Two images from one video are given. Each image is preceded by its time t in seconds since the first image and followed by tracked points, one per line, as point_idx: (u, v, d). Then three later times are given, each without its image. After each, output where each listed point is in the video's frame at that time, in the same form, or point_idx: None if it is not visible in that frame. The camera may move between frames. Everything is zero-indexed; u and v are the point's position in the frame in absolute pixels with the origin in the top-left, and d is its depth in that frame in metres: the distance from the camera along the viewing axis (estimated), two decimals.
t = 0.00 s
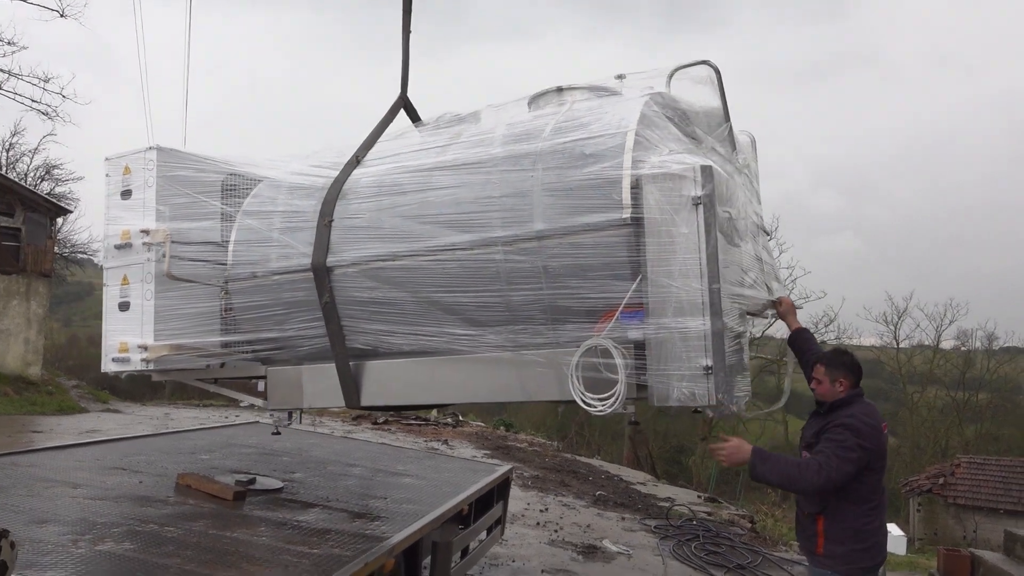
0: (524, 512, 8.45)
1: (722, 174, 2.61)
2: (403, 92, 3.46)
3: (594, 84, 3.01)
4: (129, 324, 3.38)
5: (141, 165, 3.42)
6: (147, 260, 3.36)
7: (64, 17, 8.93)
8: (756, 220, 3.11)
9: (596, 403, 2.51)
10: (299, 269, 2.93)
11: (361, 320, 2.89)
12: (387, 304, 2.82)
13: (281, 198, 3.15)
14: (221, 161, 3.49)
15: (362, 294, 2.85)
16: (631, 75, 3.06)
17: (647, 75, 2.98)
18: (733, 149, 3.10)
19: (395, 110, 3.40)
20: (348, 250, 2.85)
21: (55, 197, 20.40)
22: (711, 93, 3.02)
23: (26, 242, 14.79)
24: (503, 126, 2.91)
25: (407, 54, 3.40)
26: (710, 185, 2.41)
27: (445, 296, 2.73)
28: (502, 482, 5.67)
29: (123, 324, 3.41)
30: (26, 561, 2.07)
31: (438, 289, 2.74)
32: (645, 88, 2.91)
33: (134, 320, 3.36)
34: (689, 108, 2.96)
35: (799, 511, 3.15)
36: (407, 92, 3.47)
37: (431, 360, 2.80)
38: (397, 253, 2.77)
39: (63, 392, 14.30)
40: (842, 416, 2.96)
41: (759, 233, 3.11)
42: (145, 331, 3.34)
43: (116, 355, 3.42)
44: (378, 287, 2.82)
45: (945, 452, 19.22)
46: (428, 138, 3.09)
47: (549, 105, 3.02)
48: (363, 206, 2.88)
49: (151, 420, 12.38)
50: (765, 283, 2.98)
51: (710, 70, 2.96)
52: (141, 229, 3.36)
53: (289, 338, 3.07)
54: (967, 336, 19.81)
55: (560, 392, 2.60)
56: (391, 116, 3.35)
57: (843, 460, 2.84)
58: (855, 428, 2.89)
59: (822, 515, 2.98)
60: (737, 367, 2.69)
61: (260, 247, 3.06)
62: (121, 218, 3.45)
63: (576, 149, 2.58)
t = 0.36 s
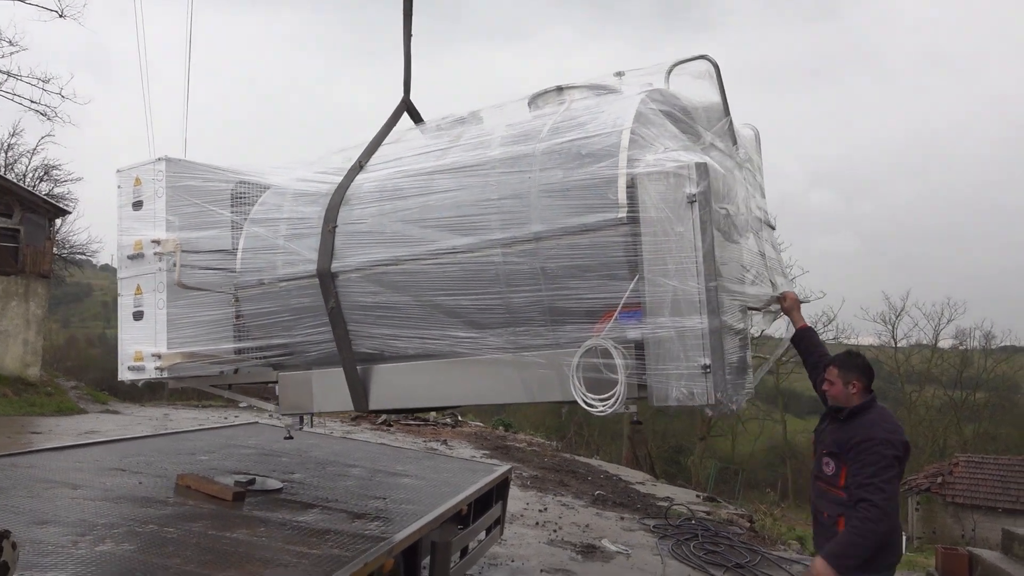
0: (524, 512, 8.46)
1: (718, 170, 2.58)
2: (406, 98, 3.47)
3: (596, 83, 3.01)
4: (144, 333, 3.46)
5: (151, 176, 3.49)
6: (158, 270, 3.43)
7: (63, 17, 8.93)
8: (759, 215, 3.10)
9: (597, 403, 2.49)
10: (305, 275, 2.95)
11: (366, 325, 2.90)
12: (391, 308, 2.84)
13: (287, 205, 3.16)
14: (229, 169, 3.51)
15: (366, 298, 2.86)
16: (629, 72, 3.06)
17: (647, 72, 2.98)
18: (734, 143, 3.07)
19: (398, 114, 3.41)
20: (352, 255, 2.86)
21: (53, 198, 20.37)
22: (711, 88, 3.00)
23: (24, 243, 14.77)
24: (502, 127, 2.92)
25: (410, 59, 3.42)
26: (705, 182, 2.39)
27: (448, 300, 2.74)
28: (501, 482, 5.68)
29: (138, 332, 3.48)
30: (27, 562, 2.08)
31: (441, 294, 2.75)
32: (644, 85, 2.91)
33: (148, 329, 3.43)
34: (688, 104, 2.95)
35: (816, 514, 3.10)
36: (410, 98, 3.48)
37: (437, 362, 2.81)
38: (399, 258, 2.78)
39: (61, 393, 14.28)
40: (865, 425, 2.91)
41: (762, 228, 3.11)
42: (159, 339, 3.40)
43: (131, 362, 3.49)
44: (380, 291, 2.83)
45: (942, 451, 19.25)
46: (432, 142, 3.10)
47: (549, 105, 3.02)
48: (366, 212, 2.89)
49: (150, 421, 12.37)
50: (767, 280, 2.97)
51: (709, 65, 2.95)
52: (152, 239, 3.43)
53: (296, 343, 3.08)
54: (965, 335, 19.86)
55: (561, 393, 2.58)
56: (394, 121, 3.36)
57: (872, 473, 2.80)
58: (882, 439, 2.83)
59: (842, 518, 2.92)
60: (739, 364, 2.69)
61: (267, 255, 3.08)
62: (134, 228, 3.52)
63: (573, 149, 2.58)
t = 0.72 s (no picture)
0: (518, 513, 8.47)
1: (706, 169, 2.58)
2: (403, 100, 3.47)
3: (590, 83, 3.02)
4: (147, 335, 3.46)
5: (153, 180, 3.50)
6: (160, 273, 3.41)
7: (56, 16, 8.92)
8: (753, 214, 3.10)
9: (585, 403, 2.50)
10: (300, 277, 2.96)
11: (360, 326, 2.91)
12: (385, 310, 2.85)
13: (284, 207, 3.17)
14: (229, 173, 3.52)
15: (360, 300, 2.87)
16: (622, 70, 3.08)
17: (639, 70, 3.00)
18: (729, 141, 3.05)
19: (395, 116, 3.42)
20: (347, 257, 2.87)
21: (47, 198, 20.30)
22: (704, 84, 2.99)
23: (17, 242, 14.72)
24: (494, 128, 2.93)
25: (405, 61, 3.42)
26: (690, 183, 2.41)
27: (440, 302, 2.76)
28: (495, 482, 5.69)
29: (140, 334, 3.48)
30: (20, 563, 2.08)
31: (434, 296, 2.77)
32: (637, 83, 2.93)
33: (151, 331, 3.42)
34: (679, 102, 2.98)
35: (832, 515, 2.98)
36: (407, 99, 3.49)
37: (430, 364, 2.83)
38: (392, 260, 2.79)
39: (54, 394, 14.23)
40: (884, 424, 2.80)
41: (757, 226, 3.11)
42: (161, 341, 3.39)
43: (134, 365, 3.48)
44: (374, 293, 2.85)
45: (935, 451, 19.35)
46: (427, 143, 3.10)
47: (543, 105, 3.03)
48: (361, 214, 2.90)
49: (144, 421, 12.34)
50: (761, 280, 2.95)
51: (702, 61, 2.94)
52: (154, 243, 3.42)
53: (293, 344, 3.10)
54: (958, 336, 19.96)
55: (551, 395, 2.58)
56: (390, 122, 3.37)
57: (903, 475, 2.69)
58: (905, 438, 2.73)
59: (866, 517, 2.82)
60: (731, 365, 2.69)
61: (264, 258, 3.09)
62: (136, 232, 3.54)
63: (563, 150, 2.59)
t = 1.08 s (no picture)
0: (513, 514, 8.47)
1: (690, 171, 2.57)
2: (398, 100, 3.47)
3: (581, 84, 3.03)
4: (144, 333, 3.47)
5: (152, 179, 3.51)
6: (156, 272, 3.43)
7: (50, 15, 8.86)
8: (743, 217, 3.11)
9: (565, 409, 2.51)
10: (290, 278, 2.96)
11: (348, 327, 2.91)
12: (373, 312, 2.85)
13: (277, 207, 3.17)
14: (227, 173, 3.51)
15: (349, 302, 2.87)
16: (614, 71, 3.08)
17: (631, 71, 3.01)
18: (719, 143, 3.05)
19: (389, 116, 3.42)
20: (336, 258, 2.87)
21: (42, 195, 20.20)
22: (695, 86, 2.99)
23: (10, 241, 14.64)
24: (483, 131, 2.94)
25: (401, 62, 3.42)
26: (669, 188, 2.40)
27: (425, 304, 2.75)
28: (490, 483, 5.69)
29: (136, 333, 3.49)
30: (11, 563, 2.07)
31: (420, 298, 2.76)
32: (628, 84, 2.93)
33: (147, 329, 3.44)
34: (668, 103, 2.98)
35: (832, 521, 2.97)
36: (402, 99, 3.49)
37: (415, 365, 2.84)
38: (379, 262, 2.79)
39: (47, 393, 14.16)
40: (889, 428, 2.80)
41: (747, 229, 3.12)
42: (157, 340, 3.41)
43: (132, 363, 3.50)
44: (363, 295, 2.84)
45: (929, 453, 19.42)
46: (420, 145, 3.10)
47: (534, 106, 3.03)
48: (350, 215, 2.90)
49: (137, 421, 12.29)
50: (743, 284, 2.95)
51: (693, 63, 2.94)
52: (151, 242, 3.44)
53: (284, 344, 3.10)
54: (953, 338, 20.05)
55: (533, 400, 2.60)
56: (384, 122, 3.36)
57: (907, 479, 2.70)
58: (911, 442, 2.74)
59: (870, 523, 2.81)
60: (712, 371, 2.67)
61: (255, 258, 3.09)
62: (135, 231, 3.55)
63: (546, 154, 2.60)
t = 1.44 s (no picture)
0: (511, 513, 8.47)
1: (672, 174, 2.58)
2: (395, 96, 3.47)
3: (574, 85, 3.03)
4: (139, 324, 3.47)
5: (152, 171, 3.49)
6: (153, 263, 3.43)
7: (46, 14, 8.85)
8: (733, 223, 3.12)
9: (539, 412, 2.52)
10: (280, 273, 2.96)
11: (333, 324, 2.91)
12: (357, 309, 2.84)
13: (270, 203, 3.18)
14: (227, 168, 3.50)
15: (335, 299, 2.87)
16: (608, 73, 3.09)
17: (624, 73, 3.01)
18: (710, 147, 3.05)
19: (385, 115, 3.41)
20: (324, 254, 2.87)
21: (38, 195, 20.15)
22: (687, 89, 3.00)
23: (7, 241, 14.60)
24: (473, 129, 2.94)
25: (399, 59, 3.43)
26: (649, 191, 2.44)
27: (408, 303, 2.75)
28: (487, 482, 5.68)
29: (131, 324, 3.49)
30: (7, 562, 2.07)
31: (404, 296, 2.76)
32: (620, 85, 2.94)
33: (142, 321, 3.44)
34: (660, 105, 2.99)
35: (832, 526, 2.98)
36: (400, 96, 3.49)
37: (398, 364, 2.83)
38: (363, 259, 2.78)
39: (44, 393, 14.13)
40: (890, 430, 2.81)
41: (736, 234, 3.14)
42: (150, 331, 3.42)
43: (127, 354, 3.51)
44: (349, 292, 2.84)
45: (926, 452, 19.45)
46: (412, 143, 3.10)
47: (526, 106, 3.03)
48: (340, 211, 2.90)
49: (134, 421, 12.28)
50: (726, 290, 3.01)
51: (687, 65, 2.94)
52: (148, 234, 3.43)
53: (273, 339, 3.09)
54: (950, 337, 20.09)
55: (508, 402, 2.61)
56: (380, 121, 3.36)
57: (909, 482, 2.71)
58: (912, 444, 2.75)
59: (871, 529, 2.81)
60: (688, 377, 2.70)
61: (246, 254, 3.09)
62: (136, 223, 3.54)
63: (528, 153, 2.61)
